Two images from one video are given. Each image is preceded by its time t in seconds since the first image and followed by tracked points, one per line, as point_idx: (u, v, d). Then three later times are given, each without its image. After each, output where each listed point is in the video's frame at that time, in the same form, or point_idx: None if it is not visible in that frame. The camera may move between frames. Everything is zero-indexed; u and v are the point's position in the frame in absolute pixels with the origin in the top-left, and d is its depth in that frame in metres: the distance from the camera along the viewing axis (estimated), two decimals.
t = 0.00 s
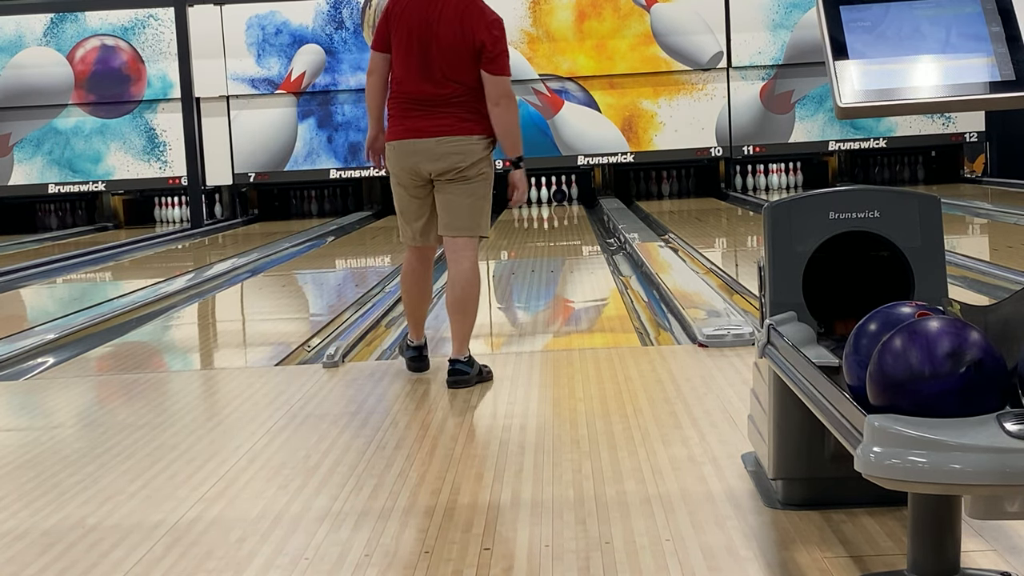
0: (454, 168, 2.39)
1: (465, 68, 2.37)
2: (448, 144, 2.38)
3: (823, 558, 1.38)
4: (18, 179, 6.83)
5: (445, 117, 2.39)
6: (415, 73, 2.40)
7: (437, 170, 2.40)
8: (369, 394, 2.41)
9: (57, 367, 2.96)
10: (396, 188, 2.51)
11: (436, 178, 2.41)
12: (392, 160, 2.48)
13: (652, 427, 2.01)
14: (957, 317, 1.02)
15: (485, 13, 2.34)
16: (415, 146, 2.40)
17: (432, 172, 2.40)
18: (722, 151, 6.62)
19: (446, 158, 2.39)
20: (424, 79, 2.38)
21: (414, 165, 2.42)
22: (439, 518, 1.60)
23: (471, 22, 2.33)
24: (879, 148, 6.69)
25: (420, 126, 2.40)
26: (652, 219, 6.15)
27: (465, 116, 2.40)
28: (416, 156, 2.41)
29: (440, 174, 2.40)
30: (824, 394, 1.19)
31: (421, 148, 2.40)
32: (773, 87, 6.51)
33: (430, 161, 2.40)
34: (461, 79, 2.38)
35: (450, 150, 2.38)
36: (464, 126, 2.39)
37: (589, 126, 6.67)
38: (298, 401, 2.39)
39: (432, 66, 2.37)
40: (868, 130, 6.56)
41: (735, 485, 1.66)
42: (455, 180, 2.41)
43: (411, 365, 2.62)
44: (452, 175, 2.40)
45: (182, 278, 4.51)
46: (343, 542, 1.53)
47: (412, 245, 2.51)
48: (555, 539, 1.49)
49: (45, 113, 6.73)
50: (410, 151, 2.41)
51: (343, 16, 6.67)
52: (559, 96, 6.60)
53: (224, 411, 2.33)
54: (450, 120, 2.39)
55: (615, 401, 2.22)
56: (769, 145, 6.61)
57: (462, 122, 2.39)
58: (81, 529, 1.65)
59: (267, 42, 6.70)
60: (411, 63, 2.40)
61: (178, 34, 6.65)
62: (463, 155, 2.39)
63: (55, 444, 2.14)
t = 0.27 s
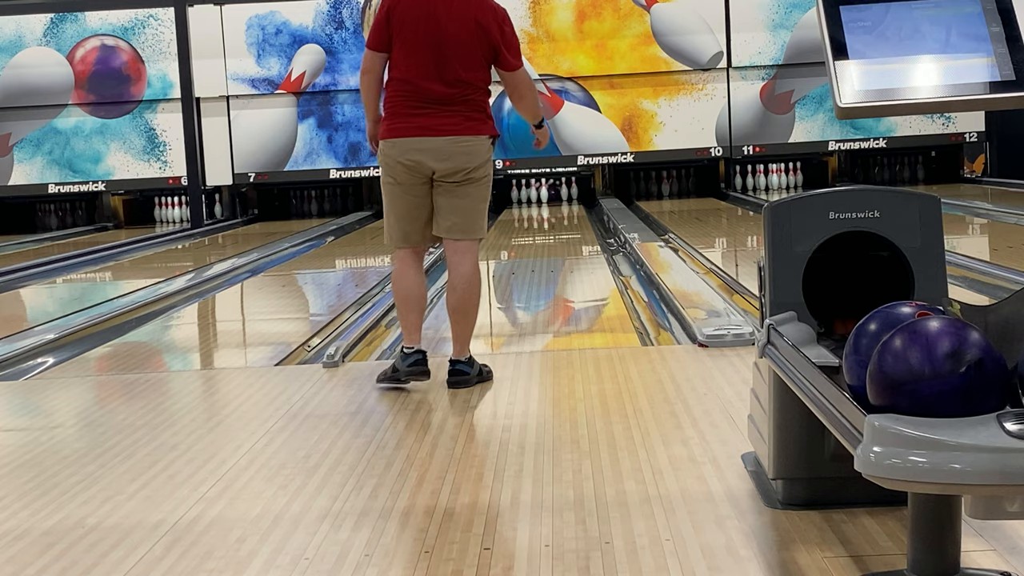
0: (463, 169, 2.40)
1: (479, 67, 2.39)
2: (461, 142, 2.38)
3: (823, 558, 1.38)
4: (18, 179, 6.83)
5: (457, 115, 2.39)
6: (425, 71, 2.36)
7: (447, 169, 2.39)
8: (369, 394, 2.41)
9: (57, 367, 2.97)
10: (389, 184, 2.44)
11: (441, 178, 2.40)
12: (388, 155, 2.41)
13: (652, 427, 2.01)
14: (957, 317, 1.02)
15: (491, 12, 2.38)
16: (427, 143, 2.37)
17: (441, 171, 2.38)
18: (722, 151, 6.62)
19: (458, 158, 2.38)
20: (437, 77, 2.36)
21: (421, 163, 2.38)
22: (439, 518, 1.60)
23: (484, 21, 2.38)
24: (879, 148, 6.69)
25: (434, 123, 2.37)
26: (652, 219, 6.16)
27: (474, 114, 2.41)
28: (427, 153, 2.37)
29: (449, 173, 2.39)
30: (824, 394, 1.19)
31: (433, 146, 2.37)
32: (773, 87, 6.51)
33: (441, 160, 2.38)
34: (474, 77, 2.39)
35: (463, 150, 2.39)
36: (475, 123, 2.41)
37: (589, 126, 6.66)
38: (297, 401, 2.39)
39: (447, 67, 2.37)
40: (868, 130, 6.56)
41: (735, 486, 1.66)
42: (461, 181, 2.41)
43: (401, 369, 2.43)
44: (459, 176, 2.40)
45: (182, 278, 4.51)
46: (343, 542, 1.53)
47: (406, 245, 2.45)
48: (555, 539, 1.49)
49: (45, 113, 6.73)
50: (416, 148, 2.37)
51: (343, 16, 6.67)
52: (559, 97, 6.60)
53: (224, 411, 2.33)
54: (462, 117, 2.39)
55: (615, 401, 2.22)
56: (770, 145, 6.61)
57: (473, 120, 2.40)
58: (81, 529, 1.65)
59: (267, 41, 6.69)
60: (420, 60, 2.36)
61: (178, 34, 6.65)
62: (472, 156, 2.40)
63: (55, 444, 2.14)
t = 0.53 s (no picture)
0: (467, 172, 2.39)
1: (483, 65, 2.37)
2: (468, 142, 2.36)
3: (823, 558, 1.38)
4: (18, 179, 6.82)
5: (462, 114, 2.35)
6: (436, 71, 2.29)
7: (457, 171, 2.36)
8: (369, 394, 2.41)
9: (57, 367, 2.97)
10: (392, 183, 2.31)
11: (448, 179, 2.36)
12: (396, 152, 2.29)
13: (652, 427, 2.01)
14: (957, 317, 1.02)
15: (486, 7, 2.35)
16: (442, 143, 2.31)
17: (451, 172, 2.35)
18: (721, 151, 6.62)
19: (467, 160, 2.37)
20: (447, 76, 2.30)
21: (436, 162, 2.31)
22: (439, 518, 1.60)
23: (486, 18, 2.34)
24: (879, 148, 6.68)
25: (447, 124, 2.32)
26: (652, 219, 6.16)
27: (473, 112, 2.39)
28: (441, 153, 2.31)
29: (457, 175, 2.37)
30: (823, 394, 1.19)
31: (448, 146, 2.32)
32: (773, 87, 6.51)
33: (454, 162, 2.34)
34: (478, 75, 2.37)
35: (469, 151, 2.37)
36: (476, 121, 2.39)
37: (589, 126, 6.66)
38: (297, 401, 2.39)
39: (455, 66, 2.31)
40: (868, 130, 6.56)
41: (735, 486, 1.66)
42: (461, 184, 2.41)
43: (433, 363, 2.24)
44: (461, 178, 2.40)
45: (182, 278, 4.51)
46: (343, 543, 1.53)
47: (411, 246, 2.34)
48: (555, 539, 1.49)
49: (45, 113, 6.73)
50: (429, 147, 2.29)
51: (343, 16, 6.67)
52: (559, 97, 6.60)
53: (224, 411, 2.33)
54: (467, 116, 2.36)
55: (615, 401, 2.22)
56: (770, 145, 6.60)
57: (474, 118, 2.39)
58: (81, 529, 1.65)
59: (267, 41, 6.69)
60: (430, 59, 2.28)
61: (179, 34, 6.67)
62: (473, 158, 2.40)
63: (55, 444, 2.14)
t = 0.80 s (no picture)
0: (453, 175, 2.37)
1: (462, 62, 2.35)
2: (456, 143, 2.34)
3: (823, 558, 1.38)
4: (18, 179, 6.82)
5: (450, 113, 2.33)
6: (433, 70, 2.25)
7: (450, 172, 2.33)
8: (369, 394, 2.41)
9: (56, 367, 2.97)
10: (404, 183, 2.20)
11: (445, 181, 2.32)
12: (406, 151, 2.20)
13: (652, 428, 2.01)
14: (957, 318, 1.02)
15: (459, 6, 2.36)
16: (446, 141, 2.27)
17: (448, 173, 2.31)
18: (722, 151, 6.63)
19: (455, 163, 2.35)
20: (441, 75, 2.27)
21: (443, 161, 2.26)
22: (439, 518, 1.60)
23: (459, 12, 2.34)
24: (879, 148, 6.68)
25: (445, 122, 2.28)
26: (652, 219, 6.16)
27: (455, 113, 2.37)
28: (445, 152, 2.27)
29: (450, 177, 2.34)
30: (823, 394, 1.19)
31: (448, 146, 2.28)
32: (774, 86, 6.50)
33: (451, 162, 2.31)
34: (458, 71, 2.35)
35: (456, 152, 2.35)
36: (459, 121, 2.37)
37: (589, 126, 6.66)
38: (297, 401, 2.39)
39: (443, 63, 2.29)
40: (868, 130, 6.56)
41: (735, 486, 1.66)
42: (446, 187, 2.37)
43: (459, 394, 2.28)
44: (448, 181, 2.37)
45: (182, 278, 4.51)
46: (343, 543, 1.53)
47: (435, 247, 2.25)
48: (555, 539, 1.49)
49: (44, 112, 6.71)
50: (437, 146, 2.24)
51: (343, 15, 6.68)
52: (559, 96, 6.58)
53: (224, 411, 2.33)
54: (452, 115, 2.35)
55: (615, 401, 2.22)
56: (770, 145, 6.60)
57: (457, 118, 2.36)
58: (81, 529, 1.65)
59: (267, 41, 6.70)
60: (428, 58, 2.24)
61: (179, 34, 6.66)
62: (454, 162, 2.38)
63: (55, 444, 2.14)
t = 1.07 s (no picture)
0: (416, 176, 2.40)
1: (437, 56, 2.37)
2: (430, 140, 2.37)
3: (824, 558, 1.37)
4: (18, 179, 6.81)
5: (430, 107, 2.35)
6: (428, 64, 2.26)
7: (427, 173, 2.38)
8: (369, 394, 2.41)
9: (56, 367, 2.96)
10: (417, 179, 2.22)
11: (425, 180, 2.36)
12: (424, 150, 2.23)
13: (652, 427, 2.01)
14: (956, 317, 1.02)
15: None
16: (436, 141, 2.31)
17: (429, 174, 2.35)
18: (722, 151, 6.64)
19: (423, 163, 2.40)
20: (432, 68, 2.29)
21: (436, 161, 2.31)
22: (439, 518, 1.60)
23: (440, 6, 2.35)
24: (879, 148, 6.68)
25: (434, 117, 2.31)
26: (652, 219, 6.16)
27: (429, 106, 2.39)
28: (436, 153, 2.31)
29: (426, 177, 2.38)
30: (824, 394, 1.19)
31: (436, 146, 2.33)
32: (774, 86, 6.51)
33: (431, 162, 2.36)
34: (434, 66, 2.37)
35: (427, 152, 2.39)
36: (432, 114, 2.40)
37: (589, 126, 6.66)
38: (297, 401, 2.39)
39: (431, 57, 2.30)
40: (868, 130, 6.56)
41: (735, 486, 1.66)
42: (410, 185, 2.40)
43: (458, 389, 2.28)
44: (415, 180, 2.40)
45: (182, 278, 4.51)
46: (343, 543, 1.53)
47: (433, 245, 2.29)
48: (555, 539, 1.49)
49: (44, 112, 6.71)
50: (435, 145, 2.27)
51: (343, 16, 6.68)
52: (559, 96, 6.58)
53: (224, 411, 2.33)
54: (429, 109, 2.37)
55: (615, 401, 2.22)
56: (770, 145, 6.61)
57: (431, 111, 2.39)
58: (81, 529, 1.65)
59: (267, 41, 6.70)
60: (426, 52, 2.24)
61: (178, 33, 6.65)
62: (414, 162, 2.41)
63: (55, 444, 2.14)
